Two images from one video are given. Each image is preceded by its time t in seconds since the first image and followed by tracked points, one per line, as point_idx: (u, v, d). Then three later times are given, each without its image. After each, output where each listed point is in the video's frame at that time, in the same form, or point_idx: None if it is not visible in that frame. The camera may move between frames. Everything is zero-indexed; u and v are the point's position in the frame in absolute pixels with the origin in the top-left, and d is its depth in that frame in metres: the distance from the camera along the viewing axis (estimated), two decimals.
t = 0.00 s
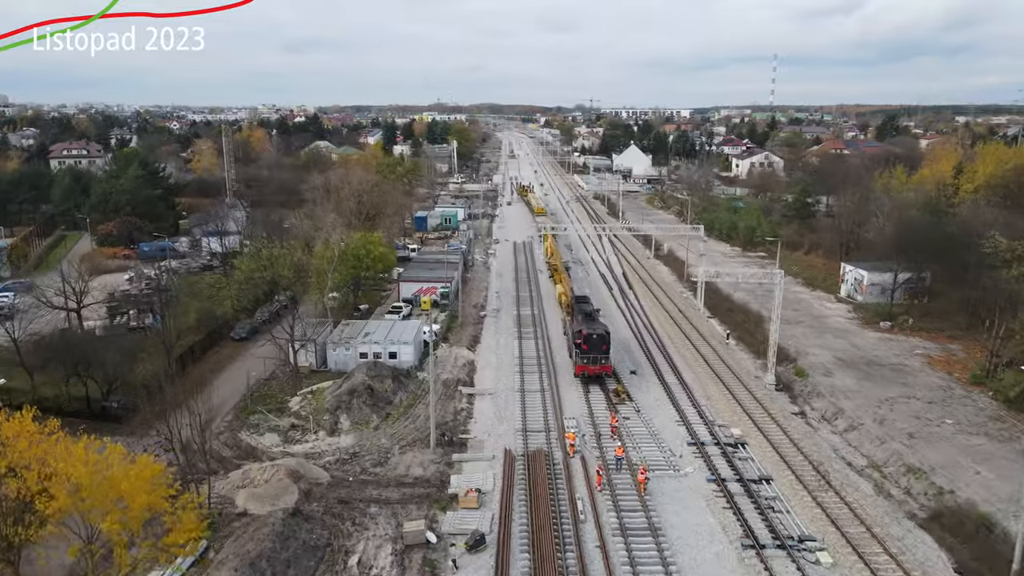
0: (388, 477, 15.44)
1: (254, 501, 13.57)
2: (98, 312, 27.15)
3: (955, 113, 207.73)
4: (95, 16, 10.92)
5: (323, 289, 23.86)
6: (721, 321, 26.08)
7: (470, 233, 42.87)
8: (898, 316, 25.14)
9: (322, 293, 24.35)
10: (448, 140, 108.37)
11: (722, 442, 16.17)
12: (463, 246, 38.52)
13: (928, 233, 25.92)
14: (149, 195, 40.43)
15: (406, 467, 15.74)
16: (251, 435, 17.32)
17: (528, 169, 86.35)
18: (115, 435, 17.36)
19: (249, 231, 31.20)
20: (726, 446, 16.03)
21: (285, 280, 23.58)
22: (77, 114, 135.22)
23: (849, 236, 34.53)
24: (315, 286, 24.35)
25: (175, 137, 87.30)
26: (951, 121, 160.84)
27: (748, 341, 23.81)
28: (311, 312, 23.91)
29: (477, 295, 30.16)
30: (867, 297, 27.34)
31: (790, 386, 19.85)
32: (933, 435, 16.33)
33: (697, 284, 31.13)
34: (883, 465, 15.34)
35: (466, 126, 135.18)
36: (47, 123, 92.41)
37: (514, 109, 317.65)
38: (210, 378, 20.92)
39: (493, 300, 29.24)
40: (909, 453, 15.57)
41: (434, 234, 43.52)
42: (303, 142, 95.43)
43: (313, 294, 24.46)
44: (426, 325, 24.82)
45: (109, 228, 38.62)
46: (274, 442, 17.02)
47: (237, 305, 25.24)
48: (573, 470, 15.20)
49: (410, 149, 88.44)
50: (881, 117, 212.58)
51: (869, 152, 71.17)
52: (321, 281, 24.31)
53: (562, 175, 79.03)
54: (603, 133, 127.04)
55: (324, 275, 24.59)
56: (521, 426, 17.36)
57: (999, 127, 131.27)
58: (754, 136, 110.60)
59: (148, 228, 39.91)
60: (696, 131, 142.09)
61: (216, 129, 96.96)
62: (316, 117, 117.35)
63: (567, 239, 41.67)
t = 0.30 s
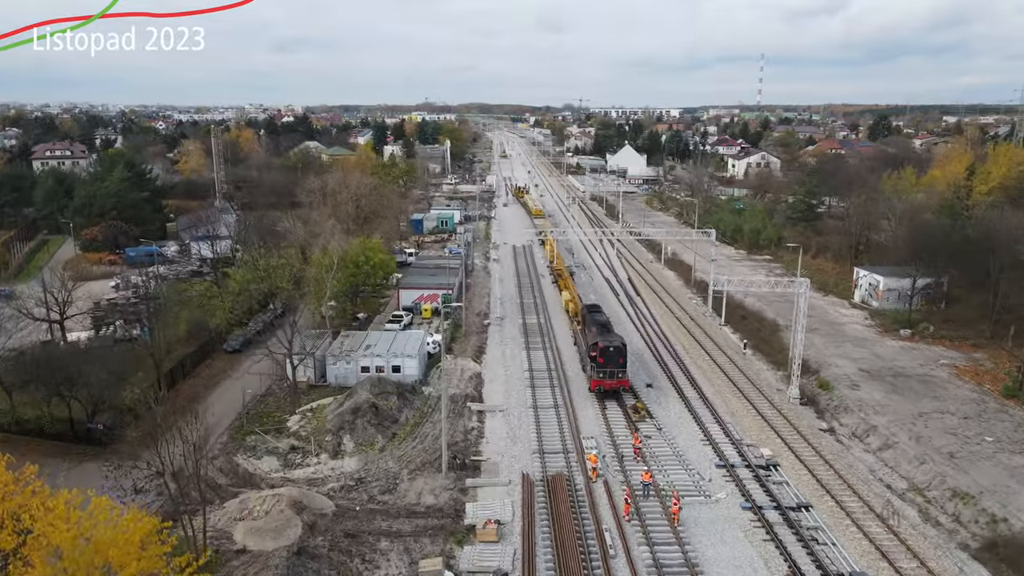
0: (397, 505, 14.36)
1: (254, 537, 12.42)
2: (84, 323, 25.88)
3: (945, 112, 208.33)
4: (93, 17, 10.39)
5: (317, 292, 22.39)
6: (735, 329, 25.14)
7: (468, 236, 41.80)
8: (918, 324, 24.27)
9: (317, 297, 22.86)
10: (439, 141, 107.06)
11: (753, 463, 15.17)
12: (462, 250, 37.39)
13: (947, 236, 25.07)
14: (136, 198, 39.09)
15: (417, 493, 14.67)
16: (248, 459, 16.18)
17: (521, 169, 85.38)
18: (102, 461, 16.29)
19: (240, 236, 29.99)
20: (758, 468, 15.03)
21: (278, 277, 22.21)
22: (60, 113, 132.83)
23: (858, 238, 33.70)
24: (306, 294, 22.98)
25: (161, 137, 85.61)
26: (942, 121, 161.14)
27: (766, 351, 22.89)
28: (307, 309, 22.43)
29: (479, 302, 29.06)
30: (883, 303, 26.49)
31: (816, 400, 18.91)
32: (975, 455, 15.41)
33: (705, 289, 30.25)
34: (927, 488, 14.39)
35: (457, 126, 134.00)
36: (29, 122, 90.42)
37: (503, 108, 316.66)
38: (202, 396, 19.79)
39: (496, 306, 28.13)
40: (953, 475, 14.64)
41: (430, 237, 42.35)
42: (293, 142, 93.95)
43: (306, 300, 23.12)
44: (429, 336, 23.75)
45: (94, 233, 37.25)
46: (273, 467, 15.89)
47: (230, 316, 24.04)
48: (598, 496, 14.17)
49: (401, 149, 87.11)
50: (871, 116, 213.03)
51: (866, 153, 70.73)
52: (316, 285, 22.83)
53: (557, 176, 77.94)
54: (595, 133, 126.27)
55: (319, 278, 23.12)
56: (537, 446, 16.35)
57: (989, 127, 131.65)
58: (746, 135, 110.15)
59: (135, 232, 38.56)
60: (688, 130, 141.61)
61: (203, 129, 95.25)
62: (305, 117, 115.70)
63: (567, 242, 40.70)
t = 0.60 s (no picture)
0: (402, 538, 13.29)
1: None
2: (59, 336, 24.50)
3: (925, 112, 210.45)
4: (99, 22, 9.74)
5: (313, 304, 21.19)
6: (743, 337, 24.30)
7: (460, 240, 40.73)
8: (930, 332, 23.56)
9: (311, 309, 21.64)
10: (425, 141, 105.65)
11: (779, 487, 14.26)
12: (456, 255, 36.32)
13: (960, 238, 24.35)
14: (114, 202, 37.59)
15: (422, 524, 13.61)
16: (237, 487, 15.03)
17: (509, 170, 84.40)
18: (78, 490, 15.13)
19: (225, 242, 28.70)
20: (785, 492, 14.12)
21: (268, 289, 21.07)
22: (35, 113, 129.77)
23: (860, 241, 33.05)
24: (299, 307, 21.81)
25: (141, 138, 83.60)
26: (925, 121, 162.13)
27: (777, 361, 22.06)
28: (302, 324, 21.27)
29: (475, 310, 28.01)
30: (892, 309, 25.78)
31: (835, 415, 18.07)
32: (1011, 475, 14.63)
33: (707, 295, 29.44)
34: (965, 514, 13.56)
35: (442, 126, 132.86)
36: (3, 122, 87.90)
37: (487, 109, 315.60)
38: (187, 416, 18.62)
39: (493, 314, 27.09)
40: (991, 499, 13.82)
41: (421, 241, 41.19)
42: (276, 143, 92.22)
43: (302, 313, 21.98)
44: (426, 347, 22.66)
45: (70, 238, 35.73)
46: (265, 495, 14.75)
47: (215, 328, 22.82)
48: (618, 526, 13.18)
49: (387, 150, 85.70)
50: (854, 117, 214.16)
51: (855, 154, 70.61)
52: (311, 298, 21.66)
53: (546, 176, 76.95)
54: (581, 134, 125.58)
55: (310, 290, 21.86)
56: (548, 470, 15.37)
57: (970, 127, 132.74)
58: (733, 135, 110.05)
59: (113, 238, 37.07)
60: (674, 130, 141.36)
61: (184, 129, 93.21)
62: (288, 116, 113.80)
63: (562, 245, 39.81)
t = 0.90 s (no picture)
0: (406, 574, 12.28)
1: None
2: (32, 350, 23.18)
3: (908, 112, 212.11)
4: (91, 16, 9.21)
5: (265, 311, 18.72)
6: (750, 345, 23.51)
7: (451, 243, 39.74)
8: (942, 339, 22.91)
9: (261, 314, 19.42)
10: (411, 143, 104.30)
11: (806, 512, 13.41)
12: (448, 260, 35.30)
13: (972, 243, 23.63)
14: (91, 207, 36.14)
15: (428, 559, 12.59)
16: (225, 518, 13.92)
17: (496, 171, 83.48)
18: (53, 525, 13.87)
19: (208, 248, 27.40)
20: (813, 518, 13.27)
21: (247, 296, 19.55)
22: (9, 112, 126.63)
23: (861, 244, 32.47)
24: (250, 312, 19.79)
25: (120, 138, 81.64)
26: (908, 121, 163.27)
27: (788, 369, 21.25)
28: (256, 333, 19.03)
29: (470, 318, 26.98)
30: (901, 316, 25.11)
31: (855, 430, 17.29)
32: None
33: (709, 301, 28.66)
34: (1005, 541, 12.80)
35: (427, 125, 131.62)
36: None
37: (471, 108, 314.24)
38: (170, 437, 17.43)
39: (489, 323, 26.06)
40: None
41: (411, 245, 40.05)
42: (258, 143, 90.55)
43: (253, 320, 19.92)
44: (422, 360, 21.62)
45: (44, 244, 34.24)
46: (256, 527, 13.65)
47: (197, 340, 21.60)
48: (640, 559, 12.24)
49: (372, 151, 84.31)
50: (838, 117, 215.45)
51: (844, 154, 70.55)
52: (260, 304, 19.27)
53: (534, 178, 75.98)
54: (568, 133, 124.83)
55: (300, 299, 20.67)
56: (560, 496, 14.39)
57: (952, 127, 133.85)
58: (719, 134, 109.94)
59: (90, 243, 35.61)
60: (660, 130, 141.10)
61: (164, 129, 91.20)
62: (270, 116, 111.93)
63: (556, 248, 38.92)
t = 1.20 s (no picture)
0: None
1: None
2: (9, 366, 21.97)
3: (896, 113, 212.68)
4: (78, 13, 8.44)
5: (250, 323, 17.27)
6: (761, 356, 22.72)
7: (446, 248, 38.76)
8: (958, 348, 22.23)
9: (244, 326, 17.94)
10: (400, 143, 103.07)
11: (842, 543, 12.55)
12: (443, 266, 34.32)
13: (989, 249, 22.90)
14: (73, 211, 34.83)
15: None
16: (217, 554, 12.88)
17: (487, 172, 82.55)
18: (24, 565, 12.30)
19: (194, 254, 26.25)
20: (849, 549, 12.41)
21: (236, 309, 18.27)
22: None
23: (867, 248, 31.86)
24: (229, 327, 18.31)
25: (102, 139, 79.92)
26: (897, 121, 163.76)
27: (803, 381, 20.46)
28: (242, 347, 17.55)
29: (470, 326, 26.02)
30: (912, 323, 24.45)
31: (880, 448, 16.50)
32: None
33: (715, 308, 27.86)
34: None
35: (415, 126, 130.47)
36: None
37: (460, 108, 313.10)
38: (156, 461, 16.31)
39: (490, 333, 25.10)
40: None
41: (405, 249, 39.03)
42: (245, 144, 89.07)
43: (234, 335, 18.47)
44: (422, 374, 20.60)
45: (23, 250, 32.92)
46: (250, 564, 12.62)
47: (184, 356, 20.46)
48: None
49: (362, 151, 83.05)
50: (826, 117, 215.84)
51: (837, 155, 70.27)
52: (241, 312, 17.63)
53: (526, 179, 75.07)
54: (558, 133, 124.06)
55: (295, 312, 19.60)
56: (576, 525, 13.47)
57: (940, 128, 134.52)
58: (709, 135, 109.63)
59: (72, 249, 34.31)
60: (650, 130, 140.71)
61: (148, 129, 89.44)
62: (257, 116, 110.33)
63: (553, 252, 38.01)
